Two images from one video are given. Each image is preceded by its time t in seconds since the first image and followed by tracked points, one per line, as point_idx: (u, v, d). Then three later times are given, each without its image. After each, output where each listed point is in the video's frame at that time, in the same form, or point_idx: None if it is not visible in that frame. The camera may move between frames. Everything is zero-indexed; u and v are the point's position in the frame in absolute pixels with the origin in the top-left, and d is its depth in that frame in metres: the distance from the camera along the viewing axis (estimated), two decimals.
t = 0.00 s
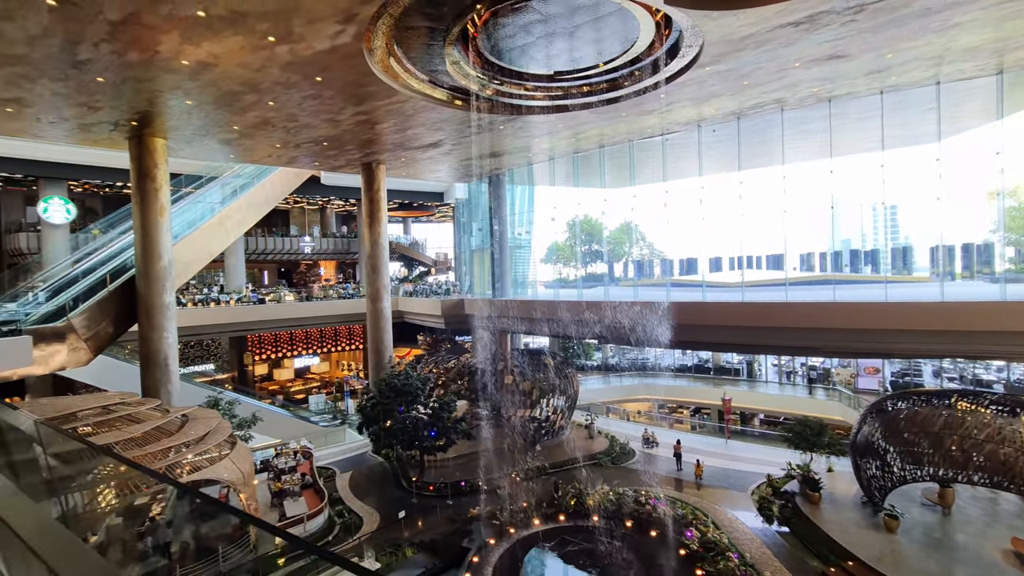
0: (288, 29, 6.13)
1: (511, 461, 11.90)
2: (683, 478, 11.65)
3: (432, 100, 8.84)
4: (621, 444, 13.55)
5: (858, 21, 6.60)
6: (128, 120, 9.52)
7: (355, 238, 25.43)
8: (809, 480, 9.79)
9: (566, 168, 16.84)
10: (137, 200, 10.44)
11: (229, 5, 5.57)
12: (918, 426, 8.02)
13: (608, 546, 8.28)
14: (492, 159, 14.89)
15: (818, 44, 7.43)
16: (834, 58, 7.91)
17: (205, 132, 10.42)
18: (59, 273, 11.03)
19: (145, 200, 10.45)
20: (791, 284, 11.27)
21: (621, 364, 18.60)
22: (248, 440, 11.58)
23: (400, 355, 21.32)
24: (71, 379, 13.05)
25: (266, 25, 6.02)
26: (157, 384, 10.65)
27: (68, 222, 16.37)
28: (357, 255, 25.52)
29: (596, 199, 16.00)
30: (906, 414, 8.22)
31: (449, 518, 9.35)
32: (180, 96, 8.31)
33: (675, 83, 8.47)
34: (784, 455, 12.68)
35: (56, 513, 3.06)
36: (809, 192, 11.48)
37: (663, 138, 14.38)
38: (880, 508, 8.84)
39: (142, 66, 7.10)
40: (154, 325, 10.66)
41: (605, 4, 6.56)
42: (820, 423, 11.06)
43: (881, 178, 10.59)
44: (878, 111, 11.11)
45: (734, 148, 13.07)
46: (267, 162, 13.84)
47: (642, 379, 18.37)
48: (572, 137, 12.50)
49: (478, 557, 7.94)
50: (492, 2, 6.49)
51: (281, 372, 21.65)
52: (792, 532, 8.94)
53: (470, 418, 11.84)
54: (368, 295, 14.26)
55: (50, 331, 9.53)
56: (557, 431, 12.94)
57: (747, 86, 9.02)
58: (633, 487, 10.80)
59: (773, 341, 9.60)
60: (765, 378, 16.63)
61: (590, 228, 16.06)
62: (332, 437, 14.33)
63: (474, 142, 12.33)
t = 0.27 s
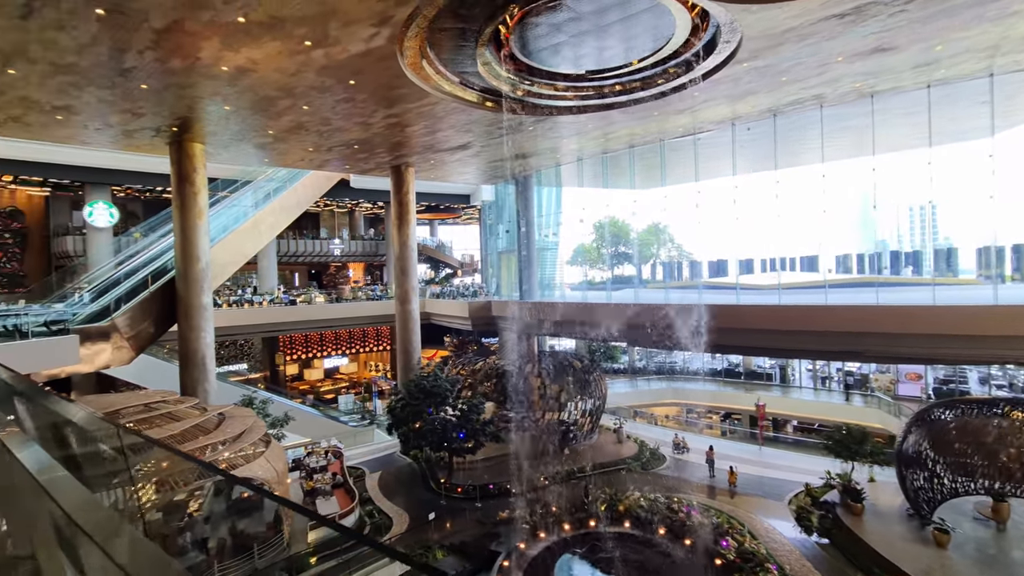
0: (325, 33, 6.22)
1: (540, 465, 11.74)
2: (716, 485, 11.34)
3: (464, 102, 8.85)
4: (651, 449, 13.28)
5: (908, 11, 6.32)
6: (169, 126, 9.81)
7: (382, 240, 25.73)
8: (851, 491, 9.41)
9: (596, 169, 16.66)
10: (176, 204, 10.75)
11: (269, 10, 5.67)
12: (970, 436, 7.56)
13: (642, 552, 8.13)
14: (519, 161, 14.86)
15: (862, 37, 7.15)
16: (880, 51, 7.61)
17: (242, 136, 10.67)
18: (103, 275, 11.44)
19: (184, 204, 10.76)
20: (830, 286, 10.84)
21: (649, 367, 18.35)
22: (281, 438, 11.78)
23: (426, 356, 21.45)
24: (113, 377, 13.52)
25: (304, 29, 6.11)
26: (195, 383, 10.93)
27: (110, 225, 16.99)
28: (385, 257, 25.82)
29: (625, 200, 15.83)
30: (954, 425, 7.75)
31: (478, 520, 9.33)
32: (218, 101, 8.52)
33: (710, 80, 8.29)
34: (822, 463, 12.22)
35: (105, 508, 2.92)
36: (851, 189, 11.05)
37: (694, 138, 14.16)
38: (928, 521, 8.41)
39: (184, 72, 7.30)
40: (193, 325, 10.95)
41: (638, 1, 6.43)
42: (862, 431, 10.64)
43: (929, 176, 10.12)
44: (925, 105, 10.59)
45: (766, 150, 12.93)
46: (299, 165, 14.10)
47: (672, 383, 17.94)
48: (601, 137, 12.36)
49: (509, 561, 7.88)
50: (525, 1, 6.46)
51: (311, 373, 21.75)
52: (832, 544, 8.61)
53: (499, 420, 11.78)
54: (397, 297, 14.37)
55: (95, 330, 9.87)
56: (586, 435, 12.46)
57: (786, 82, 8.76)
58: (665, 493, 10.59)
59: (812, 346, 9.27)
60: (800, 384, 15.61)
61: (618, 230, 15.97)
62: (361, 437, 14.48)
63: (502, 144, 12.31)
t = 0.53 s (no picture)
0: (359, 35, 6.25)
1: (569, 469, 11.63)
2: (752, 493, 10.98)
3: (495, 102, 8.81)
4: (683, 454, 12.96)
5: None
6: (207, 130, 10.04)
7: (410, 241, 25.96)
8: (898, 503, 8.99)
9: (626, 168, 16.40)
10: (214, 206, 11.01)
11: (305, 13, 5.72)
12: None
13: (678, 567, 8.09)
14: (548, 162, 14.76)
15: (913, 26, 6.80)
16: (932, 42, 7.24)
17: (276, 140, 10.86)
18: (144, 275, 11.81)
19: (221, 206, 11.01)
20: (874, 289, 10.37)
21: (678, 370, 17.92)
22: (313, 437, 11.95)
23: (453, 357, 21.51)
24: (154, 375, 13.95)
25: (339, 31, 6.15)
26: (231, 381, 11.18)
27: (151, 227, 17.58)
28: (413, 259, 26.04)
29: (656, 200, 15.49)
30: (1009, 436, 7.28)
31: (507, 524, 9.26)
32: (255, 105, 8.69)
33: (747, 76, 8.04)
34: (863, 472, 11.73)
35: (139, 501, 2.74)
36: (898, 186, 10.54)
37: (729, 136, 13.75)
38: (983, 536, 7.94)
39: (222, 77, 7.45)
40: (228, 324, 11.19)
41: None
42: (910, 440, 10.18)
43: (982, 172, 9.60)
44: (978, 98, 10.05)
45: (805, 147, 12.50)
46: (331, 168, 14.30)
47: (701, 387, 17.62)
48: (632, 137, 12.16)
49: (539, 567, 7.78)
50: None
51: (341, 372, 22.24)
52: (878, 557, 8.39)
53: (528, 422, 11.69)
54: (425, 298, 14.42)
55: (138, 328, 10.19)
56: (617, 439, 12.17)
57: (828, 77, 8.43)
58: (699, 501, 10.31)
59: (856, 350, 8.90)
60: (836, 388, 15.54)
61: (647, 231, 15.49)
62: (390, 436, 14.60)
63: (532, 144, 12.23)
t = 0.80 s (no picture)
0: (393, 36, 6.26)
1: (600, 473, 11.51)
2: (790, 502, 10.58)
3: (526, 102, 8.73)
4: (716, 460, 12.59)
5: None
6: (244, 134, 10.26)
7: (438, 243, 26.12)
8: (950, 516, 8.54)
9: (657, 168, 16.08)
10: (249, 209, 11.24)
11: (342, 15, 5.76)
12: None
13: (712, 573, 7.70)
14: (577, 162, 14.62)
15: (969, 14, 6.45)
16: (989, 29, 6.85)
17: (310, 143, 11.03)
18: (183, 277, 12.16)
19: (256, 209, 11.22)
20: (922, 291, 9.85)
21: (708, 374, 17.55)
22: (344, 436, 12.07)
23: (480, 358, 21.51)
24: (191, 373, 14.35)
25: (374, 33, 6.18)
26: (265, 380, 11.40)
27: (189, 230, 18.12)
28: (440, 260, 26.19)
29: (690, 200, 15.07)
30: None
31: (538, 528, 9.15)
32: (290, 109, 8.82)
33: (788, 70, 7.77)
34: (909, 483, 11.19)
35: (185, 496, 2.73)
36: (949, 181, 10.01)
37: (767, 133, 13.21)
38: None
39: (260, 81, 7.58)
40: (263, 325, 11.41)
41: None
42: (961, 449, 9.70)
43: None
44: None
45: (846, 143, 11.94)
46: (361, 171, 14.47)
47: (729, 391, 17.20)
48: (664, 136, 11.93)
49: (572, 573, 7.67)
50: None
51: (369, 372, 22.30)
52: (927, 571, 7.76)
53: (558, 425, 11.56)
54: (454, 299, 14.46)
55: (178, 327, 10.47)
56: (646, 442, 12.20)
57: (874, 70, 8.08)
58: (735, 508, 10.02)
59: (902, 354, 8.51)
60: (876, 395, 14.44)
61: (678, 232, 15.41)
62: (419, 437, 14.66)
63: (561, 144, 12.12)
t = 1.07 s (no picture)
0: (423, 35, 6.24)
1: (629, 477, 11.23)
2: (824, 511, 10.21)
3: (553, 101, 8.63)
4: (745, 466, 12.22)
5: None
6: (273, 136, 10.39)
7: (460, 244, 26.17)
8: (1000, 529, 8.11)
9: (684, 168, 15.73)
10: (277, 210, 11.37)
11: (372, 15, 5.75)
12: None
13: None
14: (602, 162, 14.45)
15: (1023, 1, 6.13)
16: None
17: (337, 145, 11.12)
18: (212, 278, 12.36)
19: (284, 210, 11.36)
20: (967, 292, 9.28)
21: (734, 377, 16.78)
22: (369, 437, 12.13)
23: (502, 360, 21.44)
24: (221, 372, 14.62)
25: (403, 33, 6.17)
26: (293, 380, 11.53)
27: (219, 232, 18.51)
28: (462, 261, 26.23)
29: (718, 199, 14.92)
30: None
31: (565, 533, 9.03)
32: (318, 110, 8.89)
33: (825, 64, 7.52)
34: (951, 494, 10.69)
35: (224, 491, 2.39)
36: (998, 177, 9.51)
37: (800, 129, 12.91)
38: None
39: (289, 83, 7.64)
40: (291, 325, 11.54)
41: None
42: (1010, 461, 9.20)
43: None
44: None
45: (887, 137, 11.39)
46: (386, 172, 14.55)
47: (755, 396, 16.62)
48: (692, 134, 11.69)
49: None
50: None
51: (392, 372, 22.54)
52: None
53: (583, 428, 11.42)
54: (478, 300, 14.43)
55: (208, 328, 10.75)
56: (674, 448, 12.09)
57: (918, 62, 7.75)
58: (767, 517, 9.71)
59: (946, 358, 8.14)
60: (912, 401, 13.61)
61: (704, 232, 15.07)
62: (442, 438, 14.67)
63: (587, 144, 11.97)
